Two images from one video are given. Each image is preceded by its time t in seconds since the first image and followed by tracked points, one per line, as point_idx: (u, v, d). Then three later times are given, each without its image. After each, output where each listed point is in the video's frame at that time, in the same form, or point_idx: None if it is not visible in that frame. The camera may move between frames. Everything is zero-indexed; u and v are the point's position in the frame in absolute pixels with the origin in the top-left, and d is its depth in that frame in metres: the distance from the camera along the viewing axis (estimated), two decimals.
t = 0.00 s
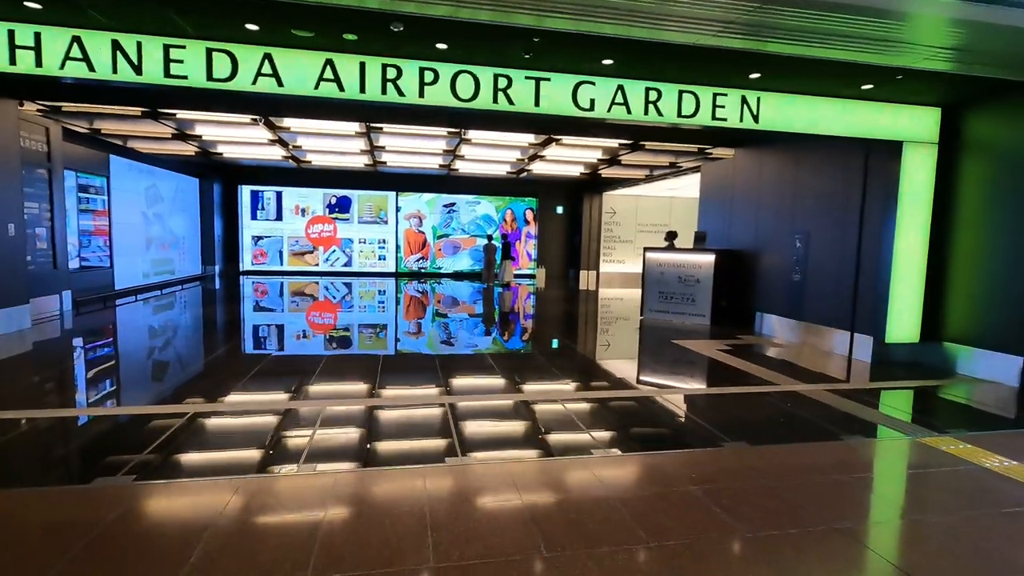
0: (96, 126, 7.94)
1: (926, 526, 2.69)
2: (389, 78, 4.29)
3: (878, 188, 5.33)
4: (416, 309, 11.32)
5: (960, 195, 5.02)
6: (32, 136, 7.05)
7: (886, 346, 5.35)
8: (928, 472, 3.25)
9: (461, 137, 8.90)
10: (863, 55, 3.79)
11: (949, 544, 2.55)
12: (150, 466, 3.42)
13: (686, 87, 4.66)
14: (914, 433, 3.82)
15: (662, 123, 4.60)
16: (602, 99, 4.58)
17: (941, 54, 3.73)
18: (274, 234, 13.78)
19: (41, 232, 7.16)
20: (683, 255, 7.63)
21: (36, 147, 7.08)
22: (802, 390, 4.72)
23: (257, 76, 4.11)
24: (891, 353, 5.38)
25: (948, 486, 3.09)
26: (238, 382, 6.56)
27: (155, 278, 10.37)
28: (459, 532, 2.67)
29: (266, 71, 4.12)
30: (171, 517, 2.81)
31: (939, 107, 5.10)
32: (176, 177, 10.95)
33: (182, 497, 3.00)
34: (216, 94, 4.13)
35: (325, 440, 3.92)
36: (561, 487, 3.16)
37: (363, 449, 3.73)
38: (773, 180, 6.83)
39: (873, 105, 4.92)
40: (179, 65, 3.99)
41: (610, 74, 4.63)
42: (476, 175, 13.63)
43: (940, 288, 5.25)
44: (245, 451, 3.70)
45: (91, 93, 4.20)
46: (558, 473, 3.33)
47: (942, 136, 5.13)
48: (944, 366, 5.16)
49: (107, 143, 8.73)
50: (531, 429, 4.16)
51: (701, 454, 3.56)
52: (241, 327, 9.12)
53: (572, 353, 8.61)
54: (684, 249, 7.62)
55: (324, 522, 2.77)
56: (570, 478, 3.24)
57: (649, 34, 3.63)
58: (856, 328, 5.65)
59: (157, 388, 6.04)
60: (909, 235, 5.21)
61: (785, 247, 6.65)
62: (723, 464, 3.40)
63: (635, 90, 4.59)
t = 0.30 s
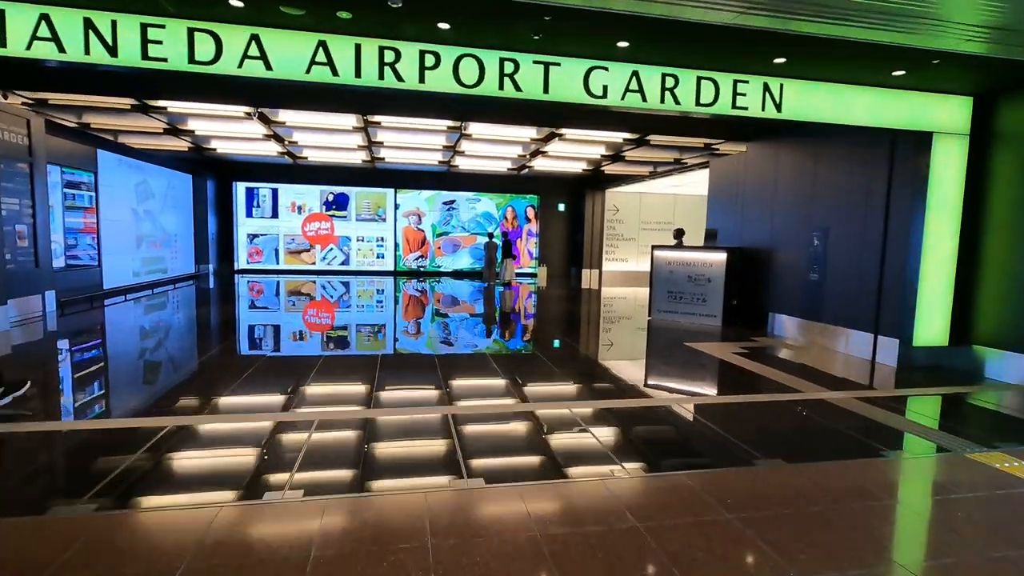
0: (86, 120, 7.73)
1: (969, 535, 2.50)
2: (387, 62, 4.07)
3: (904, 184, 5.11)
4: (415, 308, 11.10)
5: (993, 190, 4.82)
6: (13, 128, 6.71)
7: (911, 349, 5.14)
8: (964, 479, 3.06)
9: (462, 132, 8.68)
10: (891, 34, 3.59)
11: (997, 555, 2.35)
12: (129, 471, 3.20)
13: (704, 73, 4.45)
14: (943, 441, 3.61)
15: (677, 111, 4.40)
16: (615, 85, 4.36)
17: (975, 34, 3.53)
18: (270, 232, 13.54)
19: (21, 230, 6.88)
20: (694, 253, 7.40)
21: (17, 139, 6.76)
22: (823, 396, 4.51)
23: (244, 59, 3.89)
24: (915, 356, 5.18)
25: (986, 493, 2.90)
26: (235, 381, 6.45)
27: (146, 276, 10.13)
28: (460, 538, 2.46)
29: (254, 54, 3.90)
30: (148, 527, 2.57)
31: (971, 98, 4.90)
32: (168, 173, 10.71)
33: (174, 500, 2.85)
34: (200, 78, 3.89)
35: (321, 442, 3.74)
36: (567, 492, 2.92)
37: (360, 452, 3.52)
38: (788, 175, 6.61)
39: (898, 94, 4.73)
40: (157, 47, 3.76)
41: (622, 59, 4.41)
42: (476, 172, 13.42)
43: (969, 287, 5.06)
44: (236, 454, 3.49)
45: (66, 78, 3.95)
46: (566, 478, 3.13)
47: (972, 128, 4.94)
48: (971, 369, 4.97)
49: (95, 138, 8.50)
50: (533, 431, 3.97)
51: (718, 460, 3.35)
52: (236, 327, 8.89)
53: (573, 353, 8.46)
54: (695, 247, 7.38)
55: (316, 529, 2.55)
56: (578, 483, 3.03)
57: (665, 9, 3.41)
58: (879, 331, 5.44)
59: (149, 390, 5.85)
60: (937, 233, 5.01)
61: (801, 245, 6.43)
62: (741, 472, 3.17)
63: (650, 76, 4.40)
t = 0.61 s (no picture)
0: (77, 115, 7.55)
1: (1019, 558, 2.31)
2: (384, 48, 3.88)
3: (931, 182, 4.92)
4: (415, 307, 10.92)
5: None
6: None
7: (938, 353, 4.96)
8: (1001, 494, 2.88)
9: (462, 128, 8.48)
10: (923, 15, 3.41)
11: None
12: (123, 475, 3.11)
13: (722, 62, 4.26)
14: (971, 452, 3.44)
15: (695, 102, 4.20)
16: (629, 74, 4.17)
17: (1010, 15, 3.34)
18: (267, 230, 13.35)
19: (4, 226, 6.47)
20: (704, 252, 7.23)
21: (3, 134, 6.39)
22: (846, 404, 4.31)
23: (229, 44, 3.67)
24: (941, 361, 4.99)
25: None
26: (231, 381, 6.32)
27: (138, 276, 9.92)
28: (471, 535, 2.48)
29: (241, 39, 3.69)
30: (153, 529, 2.55)
31: (1003, 90, 4.74)
32: (161, 170, 10.51)
33: (182, 501, 2.83)
34: (185, 65, 3.68)
35: (317, 444, 3.62)
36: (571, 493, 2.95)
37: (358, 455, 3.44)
38: (803, 173, 6.42)
39: (926, 84, 4.55)
40: (136, 31, 3.55)
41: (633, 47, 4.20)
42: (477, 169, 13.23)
43: (1000, 288, 4.92)
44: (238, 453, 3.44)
45: (42, 63, 3.74)
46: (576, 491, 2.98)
47: (1003, 122, 4.78)
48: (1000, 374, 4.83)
49: (85, 132, 8.28)
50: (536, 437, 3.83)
51: (735, 471, 3.18)
52: (232, 327, 8.73)
53: (577, 353, 8.27)
54: (706, 246, 7.19)
55: (316, 533, 2.51)
56: (582, 487, 3.00)
57: None
58: (902, 334, 5.25)
59: (144, 391, 5.74)
60: (966, 233, 4.84)
61: (817, 245, 6.24)
62: (759, 481, 3.04)
63: (666, 65, 4.21)
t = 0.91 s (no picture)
0: (66, 108, 7.31)
1: None
2: (383, 26, 3.55)
3: (967, 179, 4.69)
4: (414, 306, 10.70)
5: None
6: None
7: (972, 359, 4.73)
8: None
9: (464, 122, 8.24)
10: None
11: None
12: (115, 478, 3.06)
13: (749, 45, 4.01)
14: (1009, 464, 3.26)
15: (718, 87, 3.95)
16: (648, 57, 3.91)
17: None
18: (263, 228, 13.12)
19: None
20: (717, 251, 7.04)
21: None
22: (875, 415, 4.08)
23: (211, 21, 3.33)
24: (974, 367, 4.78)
25: None
26: (226, 384, 6.08)
27: (129, 275, 9.66)
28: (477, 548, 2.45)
29: (223, 15, 3.34)
30: (161, 528, 2.60)
31: None
32: (153, 166, 10.27)
33: (180, 504, 2.80)
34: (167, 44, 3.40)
35: (314, 447, 3.52)
36: (572, 497, 2.94)
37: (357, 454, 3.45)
38: (824, 169, 6.19)
39: (967, 71, 4.25)
40: (106, 4, 3.19)
41: (650, 27, 3.92)
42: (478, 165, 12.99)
43: None
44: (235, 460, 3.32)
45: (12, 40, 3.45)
46: (584, 500, 2.89)
47: None
48: None
49: (72, 125, 7.99)
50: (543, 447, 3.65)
51: (761, 490, 2.95)
52: (228, 327, 8.52)
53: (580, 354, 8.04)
54: (718, 245, 7.01)
55: (315, 540, 2.52)
56: (586, 488, 3.01)
57: None
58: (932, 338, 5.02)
59: (136, 393, 5.57)
60: (1004, 233, 4.62)
61: (838, 244, 6.01)
62: (787, 504, 2.80)
63: (687, 47, 3.95)
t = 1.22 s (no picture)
0: (59, 105, 7.14)
1: None
2: (381, 11, 3.30)
3: (998, 178, 4.48)
4: (415, 307, 10.53)
5: None
6: None
7: (1007, 367, 4.52)
8: None
9: (466, 120, 8.07)
10: None
11: None
12: (97, 496, 2.92)
13: (774, 33, 3.78)
14: None
15: (743, 77, 3.70)
16: (667, 46, 3.66)
17: None
18: (261, 228, 12.94)
19: None
20: (729, 252, 6.85)
21: None
22: (900, 429, 3.88)
23: (194, 5, 3.04)
24: (1006, 376, 4.57)
25: None
26: (224, 387, 5.91)
27: (122, 276, 9.45)
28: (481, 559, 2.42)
29: None
30: (145, 551, 2.45)
31: None
32: (148, 164, 10.07)
33: (176, 508, 2.81)
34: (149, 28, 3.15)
35: (314, 455, 3.51)
36: (575, 498, 2.97)
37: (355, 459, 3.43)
38: (843, 167, 6.00)
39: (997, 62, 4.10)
40: None
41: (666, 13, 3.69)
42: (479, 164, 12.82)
43: None
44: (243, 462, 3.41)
45: None
46: (588, 510, 2.83)
47: None
48: None
49: (62, 122, 7.76)
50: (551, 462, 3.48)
51: (791, 513, 2.76)
52: (225, 329, 8.35)
53: (583, 356, 7.86)
54: (731, 245, 6.83)
55: (313, 547, 2.50)
56: (598, 507, 2.86)
57: None
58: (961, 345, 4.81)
59: (130, 396, 5.42)
60: None
61: (859, 245, 5.81)
62: (825, 534, 2.57)
63: (709, 35, 3.70)
